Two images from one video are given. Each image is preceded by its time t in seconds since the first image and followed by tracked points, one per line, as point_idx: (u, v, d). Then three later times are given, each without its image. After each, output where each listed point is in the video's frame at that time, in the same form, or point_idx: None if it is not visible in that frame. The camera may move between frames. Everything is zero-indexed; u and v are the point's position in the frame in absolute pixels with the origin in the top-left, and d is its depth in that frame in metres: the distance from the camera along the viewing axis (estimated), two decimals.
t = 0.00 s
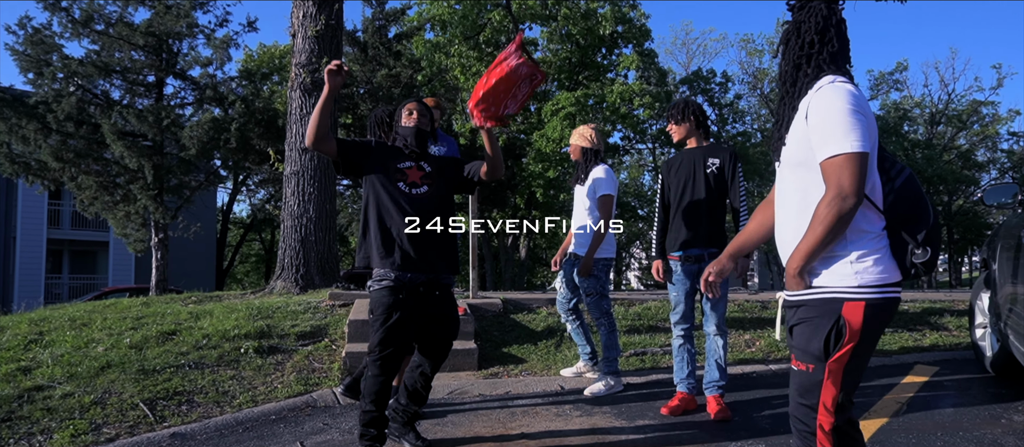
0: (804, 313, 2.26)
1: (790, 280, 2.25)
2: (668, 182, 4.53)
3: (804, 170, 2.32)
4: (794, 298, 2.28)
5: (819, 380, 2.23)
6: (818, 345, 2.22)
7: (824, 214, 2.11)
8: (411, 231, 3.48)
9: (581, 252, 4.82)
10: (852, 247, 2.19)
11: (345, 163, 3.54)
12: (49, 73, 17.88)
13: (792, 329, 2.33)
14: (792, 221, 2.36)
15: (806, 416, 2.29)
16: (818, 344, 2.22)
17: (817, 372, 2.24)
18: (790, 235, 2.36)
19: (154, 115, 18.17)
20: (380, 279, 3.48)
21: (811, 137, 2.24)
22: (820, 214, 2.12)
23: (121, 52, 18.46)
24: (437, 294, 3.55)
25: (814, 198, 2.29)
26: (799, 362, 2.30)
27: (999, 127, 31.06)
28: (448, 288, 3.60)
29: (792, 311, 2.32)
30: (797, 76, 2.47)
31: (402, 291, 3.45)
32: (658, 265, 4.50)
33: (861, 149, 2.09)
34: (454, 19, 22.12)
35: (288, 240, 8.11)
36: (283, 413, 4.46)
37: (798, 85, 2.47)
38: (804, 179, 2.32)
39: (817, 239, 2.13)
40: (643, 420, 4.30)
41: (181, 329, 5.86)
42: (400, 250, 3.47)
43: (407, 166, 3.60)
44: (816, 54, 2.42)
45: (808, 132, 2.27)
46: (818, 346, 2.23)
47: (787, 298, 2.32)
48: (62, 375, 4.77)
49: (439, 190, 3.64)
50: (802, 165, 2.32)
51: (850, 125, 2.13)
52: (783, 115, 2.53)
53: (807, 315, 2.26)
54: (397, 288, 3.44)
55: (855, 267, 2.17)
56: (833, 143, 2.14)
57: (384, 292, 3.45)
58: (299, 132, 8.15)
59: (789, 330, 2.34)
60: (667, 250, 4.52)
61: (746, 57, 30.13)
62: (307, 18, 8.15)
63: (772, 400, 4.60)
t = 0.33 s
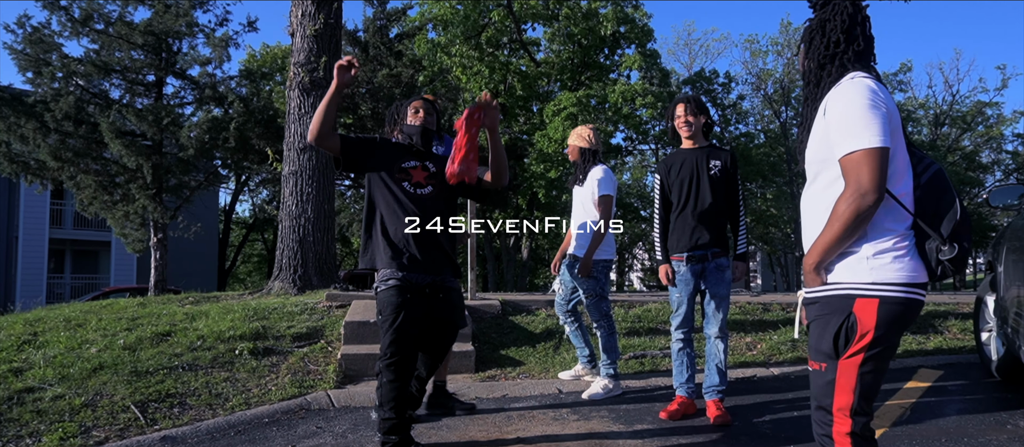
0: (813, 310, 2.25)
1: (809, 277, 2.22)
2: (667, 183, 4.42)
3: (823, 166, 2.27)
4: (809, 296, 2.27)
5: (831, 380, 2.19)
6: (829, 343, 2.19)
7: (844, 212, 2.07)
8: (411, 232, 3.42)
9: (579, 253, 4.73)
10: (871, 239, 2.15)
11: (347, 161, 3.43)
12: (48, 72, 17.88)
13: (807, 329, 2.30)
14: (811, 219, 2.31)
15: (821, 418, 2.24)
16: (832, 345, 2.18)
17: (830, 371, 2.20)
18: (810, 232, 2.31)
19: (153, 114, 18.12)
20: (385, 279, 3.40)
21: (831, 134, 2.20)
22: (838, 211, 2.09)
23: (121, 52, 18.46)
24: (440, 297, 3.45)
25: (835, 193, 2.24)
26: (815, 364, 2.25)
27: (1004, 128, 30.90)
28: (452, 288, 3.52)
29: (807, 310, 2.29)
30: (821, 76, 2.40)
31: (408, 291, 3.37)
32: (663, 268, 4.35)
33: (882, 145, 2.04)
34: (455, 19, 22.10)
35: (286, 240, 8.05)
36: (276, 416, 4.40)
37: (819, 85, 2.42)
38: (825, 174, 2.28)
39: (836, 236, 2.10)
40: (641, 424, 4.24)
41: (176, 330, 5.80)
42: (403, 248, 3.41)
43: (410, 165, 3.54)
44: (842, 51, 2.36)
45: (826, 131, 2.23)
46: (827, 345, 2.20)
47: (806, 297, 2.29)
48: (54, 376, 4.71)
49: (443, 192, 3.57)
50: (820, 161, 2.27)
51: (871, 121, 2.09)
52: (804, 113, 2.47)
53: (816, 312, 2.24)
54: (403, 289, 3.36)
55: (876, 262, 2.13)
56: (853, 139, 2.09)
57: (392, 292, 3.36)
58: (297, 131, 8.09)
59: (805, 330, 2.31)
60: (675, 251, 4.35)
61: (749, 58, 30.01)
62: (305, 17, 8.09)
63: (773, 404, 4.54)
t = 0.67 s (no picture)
0: (859, 314, 2.00)
1: (833, 276, 2.03)
2: (670, 180, 4.34)
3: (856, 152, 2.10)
4: (850, 300, 2.02)
5: (898, 391, 1.94)
6: (890, 346, 1.94)
7: (875, 200, 1.91)
8: (412, 232, 3.23)
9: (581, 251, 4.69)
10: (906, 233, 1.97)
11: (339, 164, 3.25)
12: (48, 71, 17.86)
13: (844, 336, 2.06)
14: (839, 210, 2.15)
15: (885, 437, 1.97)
16: (888, 347, 1.94)
17: (894, 383, 1.94)
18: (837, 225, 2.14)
19: (154, 112, 18.16)
20: (383, 286, 3.21)
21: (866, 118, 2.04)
22: (867, 203, 1.93)
23: (121, 51, 18.45)
24: (449, 302, 3.28)
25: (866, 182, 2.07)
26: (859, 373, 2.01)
27: (1008, 127, 30.76)
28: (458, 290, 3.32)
29: (844, 316, 2.05)
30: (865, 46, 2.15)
31: (408, 298, 3.18)
32: (663, 265, 4.26)
33: (921, 130, 1.88)
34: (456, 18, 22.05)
35: (285, 239, 7.98)
36: (272, 417, 4.34)
37: (870, 56, 2.14)
38: (854, 161, 2.11)
39: (866, 229, 1.92)
40: (643, 426, 4.17)
41: (173, 330, 5.73)
42: (402, 251, 3.22)
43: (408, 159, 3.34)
44: (889, 29, 2.15)
45: (863, 113, 2.06)
46: (888, 346, 1.94)
47: (836, 299, 2.07)
48: (48, 377, 4.65)
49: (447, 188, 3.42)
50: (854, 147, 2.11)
51: (911, 103, 1.92)
52: (834, 91, 2.24)
53: (863, 315, 1.99)
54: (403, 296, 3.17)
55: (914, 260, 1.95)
56: (889, 121, 1.94)
57: (390, 300, 3.17)
58: (296, 129, 8.03)
59: (843, 336, 2.06)
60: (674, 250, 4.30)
61: (753, 57, 29.92)
62: (305, 14, 8.03)
63: (777, 406, 4.47)
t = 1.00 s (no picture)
0: (913, 345, 1.64)
1: (889, 295, 1.66)
2: (666, 183, 4.27)
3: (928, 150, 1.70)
4: (906, 329, 1.65)
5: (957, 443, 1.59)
6: (957, 384, 1.58)
7: (969, 213, 1.54)
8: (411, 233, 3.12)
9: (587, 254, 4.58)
10: (984, 259, 1.64)
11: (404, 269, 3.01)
12: (45, 70, 17.78)
13: (894, 371, 1.70)
14: (895, 217, 1.74)
15: None
16: (952, 387, 1.59)
17: (953, 431, 1.60)
18: (898, 235, 1.73)
19: (151, 112, 18.14)
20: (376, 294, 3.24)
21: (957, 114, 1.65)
22: (961, 215, 1.56)
23: (119, 50, 18.39)
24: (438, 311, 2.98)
25: (950, 190, 1.67)
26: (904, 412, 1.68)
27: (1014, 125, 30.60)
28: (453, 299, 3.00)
29: (893, 348, 1.69)
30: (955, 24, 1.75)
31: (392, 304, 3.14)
32: (656, 265, 4.26)
33: None
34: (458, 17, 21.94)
35: (283, 240, 7.88)
36: (267, 424, 4.24)
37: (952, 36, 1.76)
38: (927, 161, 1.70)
39: (954, 248, 1.55)
40: (648, 434, 4.06)
41: (168, 333, 5.64)
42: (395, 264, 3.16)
43: (404, 170, 3.20)
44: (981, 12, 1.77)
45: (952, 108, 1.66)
46: (955, 385, 1.58)
47: (884, 323, 1.70)
48: (39, 382, 4.55)
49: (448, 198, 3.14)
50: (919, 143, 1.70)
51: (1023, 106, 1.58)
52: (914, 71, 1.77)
53: (920, 345, 1.63)
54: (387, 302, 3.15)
55: (991, 289, 1.61)
56: (997, 121, 1.57)
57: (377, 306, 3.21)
58: (294, 129, 7.93)
59: (892, 373, 1.70)
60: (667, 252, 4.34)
61: (756, 56, 29.82)
62: (304, 12, 7.93)
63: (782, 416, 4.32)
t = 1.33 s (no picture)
0: (994, 377, 1.51)
1: (979, 323, 1.49)
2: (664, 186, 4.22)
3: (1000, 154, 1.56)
4: (988, 359, 1.51)
5: None
6: None
7: None
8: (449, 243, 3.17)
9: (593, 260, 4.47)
10: None
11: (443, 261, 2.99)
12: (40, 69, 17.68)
13: (964, 404, 1.54)
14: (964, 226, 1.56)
15: None
16: None
17: None
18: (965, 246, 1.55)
19: (148, 112, 18.04)
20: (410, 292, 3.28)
21: None
22: None
23: (116, 49, 18.31)
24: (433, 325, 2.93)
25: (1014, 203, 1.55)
26: None
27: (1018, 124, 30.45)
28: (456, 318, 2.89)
29: (967, 380, 1.53)
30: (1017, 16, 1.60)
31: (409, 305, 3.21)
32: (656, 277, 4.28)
33: None
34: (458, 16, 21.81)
35: (281, 242, 7.77)
36: (261, 433, 4.14)
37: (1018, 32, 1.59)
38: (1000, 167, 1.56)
39: None
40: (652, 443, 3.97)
41: (162, 339, 5.53)
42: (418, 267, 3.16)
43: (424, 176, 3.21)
44: None
45: None
46: None
47: (964, 352, 1.53)
48: (28, 389, 4.45)
49: (450, 202, 3.03)
50: (996, 146, 1.55)
51: None
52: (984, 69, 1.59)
53: (1001, 378, 1.50)
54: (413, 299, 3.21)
55: None
56: None
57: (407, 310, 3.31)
58: (292, 130, 7.82)
59: (964, 406, 1.54)
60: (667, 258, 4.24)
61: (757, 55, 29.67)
62: (301, 12, 7.83)
63: (787, 427, 4.22)
